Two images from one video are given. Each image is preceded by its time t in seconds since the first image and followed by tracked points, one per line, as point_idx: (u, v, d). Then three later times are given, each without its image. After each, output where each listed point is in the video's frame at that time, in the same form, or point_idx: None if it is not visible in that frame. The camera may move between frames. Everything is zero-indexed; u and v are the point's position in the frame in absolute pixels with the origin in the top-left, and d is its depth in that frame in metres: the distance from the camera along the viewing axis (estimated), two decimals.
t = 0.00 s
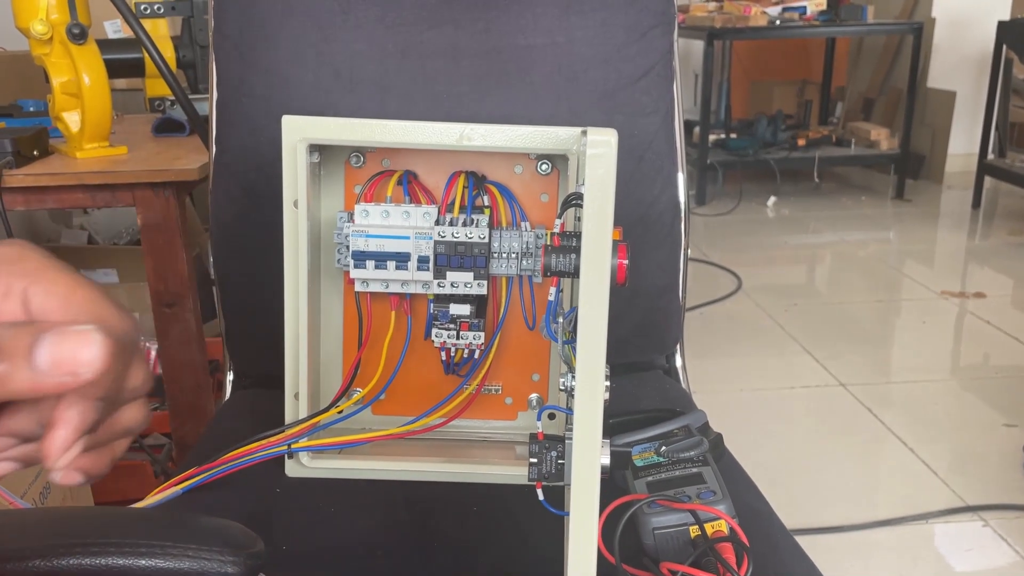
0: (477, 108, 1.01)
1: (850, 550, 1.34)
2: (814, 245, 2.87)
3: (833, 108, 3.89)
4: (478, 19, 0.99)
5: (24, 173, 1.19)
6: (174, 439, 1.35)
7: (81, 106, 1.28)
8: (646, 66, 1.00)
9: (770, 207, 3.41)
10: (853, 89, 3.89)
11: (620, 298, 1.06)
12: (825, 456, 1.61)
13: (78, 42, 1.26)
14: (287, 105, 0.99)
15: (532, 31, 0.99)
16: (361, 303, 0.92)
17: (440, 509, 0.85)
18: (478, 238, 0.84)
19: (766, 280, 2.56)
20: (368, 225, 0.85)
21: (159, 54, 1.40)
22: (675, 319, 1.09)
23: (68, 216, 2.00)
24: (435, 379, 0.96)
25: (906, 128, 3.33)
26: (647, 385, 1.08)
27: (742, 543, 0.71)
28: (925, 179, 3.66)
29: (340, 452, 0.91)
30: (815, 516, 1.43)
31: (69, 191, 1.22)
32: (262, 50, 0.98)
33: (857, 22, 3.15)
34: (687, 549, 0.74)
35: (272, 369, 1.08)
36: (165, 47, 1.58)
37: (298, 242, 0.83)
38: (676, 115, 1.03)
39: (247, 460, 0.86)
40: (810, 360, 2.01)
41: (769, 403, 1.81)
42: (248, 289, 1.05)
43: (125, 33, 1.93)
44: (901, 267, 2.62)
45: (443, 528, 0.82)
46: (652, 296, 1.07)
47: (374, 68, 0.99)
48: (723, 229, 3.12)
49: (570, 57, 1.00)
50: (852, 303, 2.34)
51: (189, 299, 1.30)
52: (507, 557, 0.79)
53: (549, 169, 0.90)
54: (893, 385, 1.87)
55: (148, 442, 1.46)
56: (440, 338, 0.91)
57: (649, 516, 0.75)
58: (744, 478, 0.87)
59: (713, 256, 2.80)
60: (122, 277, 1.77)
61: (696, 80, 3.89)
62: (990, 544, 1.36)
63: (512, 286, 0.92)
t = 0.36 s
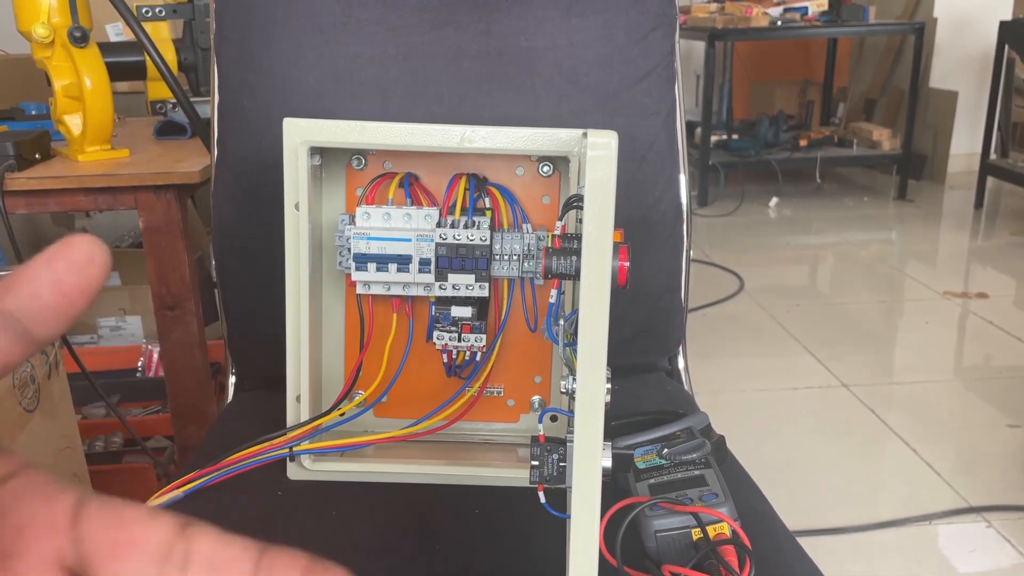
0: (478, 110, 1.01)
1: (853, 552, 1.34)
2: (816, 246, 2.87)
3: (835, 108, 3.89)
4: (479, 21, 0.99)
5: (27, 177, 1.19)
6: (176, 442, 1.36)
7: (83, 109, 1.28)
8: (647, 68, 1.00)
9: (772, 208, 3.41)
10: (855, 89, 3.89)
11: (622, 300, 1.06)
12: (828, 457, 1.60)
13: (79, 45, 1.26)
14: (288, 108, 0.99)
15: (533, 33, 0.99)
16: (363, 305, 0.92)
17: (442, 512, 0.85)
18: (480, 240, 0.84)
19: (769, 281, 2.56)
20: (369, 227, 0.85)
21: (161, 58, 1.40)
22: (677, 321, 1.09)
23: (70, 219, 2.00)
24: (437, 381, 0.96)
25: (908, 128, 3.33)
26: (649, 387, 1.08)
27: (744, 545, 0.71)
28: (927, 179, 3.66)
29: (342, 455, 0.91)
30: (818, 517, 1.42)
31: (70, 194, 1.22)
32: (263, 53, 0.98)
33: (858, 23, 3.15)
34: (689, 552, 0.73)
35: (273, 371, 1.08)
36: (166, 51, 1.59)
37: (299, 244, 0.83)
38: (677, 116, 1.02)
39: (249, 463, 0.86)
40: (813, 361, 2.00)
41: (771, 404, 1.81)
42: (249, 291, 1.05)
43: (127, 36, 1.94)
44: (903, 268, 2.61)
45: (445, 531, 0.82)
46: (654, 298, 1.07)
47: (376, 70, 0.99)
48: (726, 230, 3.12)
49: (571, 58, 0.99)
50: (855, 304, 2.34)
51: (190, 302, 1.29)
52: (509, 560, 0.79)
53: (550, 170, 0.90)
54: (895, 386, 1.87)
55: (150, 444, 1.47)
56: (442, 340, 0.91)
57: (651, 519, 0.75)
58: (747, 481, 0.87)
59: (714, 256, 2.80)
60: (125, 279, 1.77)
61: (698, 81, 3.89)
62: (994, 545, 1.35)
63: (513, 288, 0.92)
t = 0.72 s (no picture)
0: (478, 111, 1.01)
1: (856, 552, 1.34)
2: (818, 246, 2.86)
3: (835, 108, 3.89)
4: (479, 22, 0.99)
5: (27, 179, 1.19)
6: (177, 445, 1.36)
7: (84, 111, 1.28)
8: (647, 68, 1.00)
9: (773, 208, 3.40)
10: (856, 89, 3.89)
11: (623, 301, 1.06)
12: (830, 457, 1.60)
13: (80, 48, 1.26)
14: (287, 110, 0.99)
15: (532, 34, 0.99)
16: (364, 306, 0.92)
17: (442, 514, 0.85)
18: (480, 241, 0.84)
19: (770, 281, 2.55)
20: (369, 228, 0.85)
21: (161, 60, 1.40)
22: (678, 321, 1.09)
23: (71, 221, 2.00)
24: (438, 382, 0.96)
25: (909, 128, 3.33)
26: (650, 388, 1.08)
27: (745, 546, 0.71)
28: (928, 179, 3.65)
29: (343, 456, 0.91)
30: (819, 518, 1.42)
31: (70, 196, 1.22)
32: (263, 55, 0.98)
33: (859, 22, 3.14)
34: (690, 553, 0.73)
35: (274, 373, 1.08)
36: (166, 53, 1.59)
37: (299, 245, 0.83)
38: (678, 116, 1.02)
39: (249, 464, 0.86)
40: (814, 361, 2.00)
41: (774, 405, 1.80)
42: (250, 293, 1.05)
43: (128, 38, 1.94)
44: (905, 268, 2.61)
45: (445, 533, 0.82)
46: (655, 298, 1.07)
47: (376, 72, 0.99)
48: (727, 230, 3.12)
49: (572, 59, 0.99)
50: (856, 304, 2.34)
51: (191, 303, 1.29)
52: (510, 562, 0.79)
53: (550, 171, 0.90)
54: (897, 386, 1.86)
55: (151, 446, 1.47)
56: (442, 341, 0.91)
57: (651, 520, 0.74)
58: (748, 482, 0.86)
59: (716, 257, 2.80)
60: (126, 281, 1.77)
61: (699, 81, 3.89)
62: (996, 545, 1.35)
63: (514, 289, 0.91)
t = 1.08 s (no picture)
0: (476, 113, 1.01)
1: (856, 553, 1.33)
2: (819, 246, 2.86)
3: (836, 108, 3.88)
4: (477, 24, 0.99)
5: (26, 182, 1.19)
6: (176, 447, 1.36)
7: (83, 115, 1.29)
8: (645, 70, 1.00)
9: (773, 208, 3.40)
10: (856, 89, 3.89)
11: (621, 303, 1.06)
12: (831, 458, 1.60)
13: (79, 51, 1.26)
14: (285, 114, 0.99)
15: (530, 37, 0.99)
16: (362, 310, 0.92)
17: (440, 518, 0.85)
18: (478, 245, 0.84)
19: (771, 281, 2.55)
20: (367, 232, 0.85)
21: (159, 63, 1.40)
22: (676, 323, 1.09)
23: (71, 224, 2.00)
24: (436, 385, 0.96)
25: (909, 127, 3.33)
26: (650, 390, 1.08)
27: (743, 550, 0.71)
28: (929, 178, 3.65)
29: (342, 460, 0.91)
30: (819, 518, 1.42)
31: (70, 200, 1.22)
32: (261, 58, 0.98)
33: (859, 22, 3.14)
34: (688, 557, 0.73)
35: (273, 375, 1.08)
36: (165, 56, 1.59)
37: (296, 250, 0.83)
38: (676, 118, 1.02)
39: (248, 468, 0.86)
40: (815, 361, 2.00)
41: (775, 405, 1.80)
42: (248, 296, 1.05)
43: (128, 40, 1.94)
44: (906, 268, 2.60)
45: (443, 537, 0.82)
46: (654, 300, 1.07)
47: (373, 75, 0.99)
48: (727, 230, 3.11)
49: (570, 62, 0.99)
50: (857, 304, 2.34)
51: (191, 306, 1.29)
52: (507, 565, 0.79)
53: (548, 174, 0.90)
54: (898, 387, 1.86)
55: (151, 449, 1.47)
56: (440, 345, 0.91)
57: (649, 524, 0.75)
58: (746, 484, 0.86)
59: (716, 257, 2.80)
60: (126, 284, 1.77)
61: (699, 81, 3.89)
62: (997, 546, 1.35)
63: (512, 292, 0.92)
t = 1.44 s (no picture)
0: (475, 115, 1.01)
1: (856, 552, 1.34)
2: (819, 246, 2.86)
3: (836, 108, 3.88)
4: (475, 27, 0.99)
5: (27, 185, 1.19)
6: (178, 449, 1.37)
7: (83, 118, 1.29)
8: (643, 72, 1.00)
9: (774, 208, 3.40)
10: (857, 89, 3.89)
11: (620, 305, 1.06)
12: (831, 458, 1.60)
13: (79, 54, 1.26)
14: (284, 116, 0.99)
15: (528, 39, 0.99)
16: (361, 313, 0.92)
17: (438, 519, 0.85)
18: (476, 247, 0.85)
19: (771, 281, 2.55)
20: (366, 234, 0.85)
21: (160, 65, 1.41)
22: (676, 324, 1.09)
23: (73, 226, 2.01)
24: (435, 387, 0.96)
25: (910, 127, 3.33)
26: (649, 391, 1.08)
27: (741, 552, 0.71)
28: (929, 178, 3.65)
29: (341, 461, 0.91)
30: (818, 518, 1.42)
31: (70, 203, 1.22)
32: (260, 61, 0.98)
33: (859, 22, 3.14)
34: (685, 558, 0.73)
35: (273, 378, 1.08)
36: (166, 58, 1.59)
37: (296, 252, 0.83)
38: (675, 120, 1.03)
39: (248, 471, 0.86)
40: (815, 362, 2.00)
41: (775, 405, 1.80)
42: (248, 298, 1.05)
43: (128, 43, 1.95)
44: (907, 268, 2.60)
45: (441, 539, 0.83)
46: (653, 301, 1.07)
47: (372, 77, 1.00)
48: (728, 230, 3.12)
49: (568, 64, 1.00)
50: (858, 304, 2.34)
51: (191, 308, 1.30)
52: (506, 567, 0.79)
53: (546, 176, 0.91)
54: (899, 387, 1.86)
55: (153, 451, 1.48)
56: (439, 346, 0.91)
57: (647, 525, 0.75)
58: (745, 486, 0.86)
59: (716, 258, 2.80)
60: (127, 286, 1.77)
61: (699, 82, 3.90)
62: (998, 545, 1.35)
63: (511, 293, 0.92)
